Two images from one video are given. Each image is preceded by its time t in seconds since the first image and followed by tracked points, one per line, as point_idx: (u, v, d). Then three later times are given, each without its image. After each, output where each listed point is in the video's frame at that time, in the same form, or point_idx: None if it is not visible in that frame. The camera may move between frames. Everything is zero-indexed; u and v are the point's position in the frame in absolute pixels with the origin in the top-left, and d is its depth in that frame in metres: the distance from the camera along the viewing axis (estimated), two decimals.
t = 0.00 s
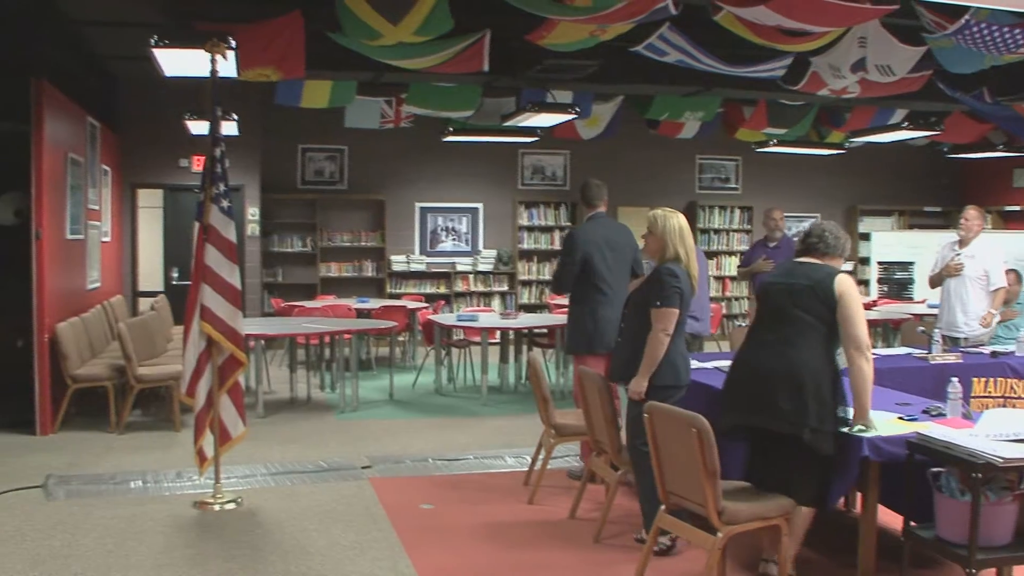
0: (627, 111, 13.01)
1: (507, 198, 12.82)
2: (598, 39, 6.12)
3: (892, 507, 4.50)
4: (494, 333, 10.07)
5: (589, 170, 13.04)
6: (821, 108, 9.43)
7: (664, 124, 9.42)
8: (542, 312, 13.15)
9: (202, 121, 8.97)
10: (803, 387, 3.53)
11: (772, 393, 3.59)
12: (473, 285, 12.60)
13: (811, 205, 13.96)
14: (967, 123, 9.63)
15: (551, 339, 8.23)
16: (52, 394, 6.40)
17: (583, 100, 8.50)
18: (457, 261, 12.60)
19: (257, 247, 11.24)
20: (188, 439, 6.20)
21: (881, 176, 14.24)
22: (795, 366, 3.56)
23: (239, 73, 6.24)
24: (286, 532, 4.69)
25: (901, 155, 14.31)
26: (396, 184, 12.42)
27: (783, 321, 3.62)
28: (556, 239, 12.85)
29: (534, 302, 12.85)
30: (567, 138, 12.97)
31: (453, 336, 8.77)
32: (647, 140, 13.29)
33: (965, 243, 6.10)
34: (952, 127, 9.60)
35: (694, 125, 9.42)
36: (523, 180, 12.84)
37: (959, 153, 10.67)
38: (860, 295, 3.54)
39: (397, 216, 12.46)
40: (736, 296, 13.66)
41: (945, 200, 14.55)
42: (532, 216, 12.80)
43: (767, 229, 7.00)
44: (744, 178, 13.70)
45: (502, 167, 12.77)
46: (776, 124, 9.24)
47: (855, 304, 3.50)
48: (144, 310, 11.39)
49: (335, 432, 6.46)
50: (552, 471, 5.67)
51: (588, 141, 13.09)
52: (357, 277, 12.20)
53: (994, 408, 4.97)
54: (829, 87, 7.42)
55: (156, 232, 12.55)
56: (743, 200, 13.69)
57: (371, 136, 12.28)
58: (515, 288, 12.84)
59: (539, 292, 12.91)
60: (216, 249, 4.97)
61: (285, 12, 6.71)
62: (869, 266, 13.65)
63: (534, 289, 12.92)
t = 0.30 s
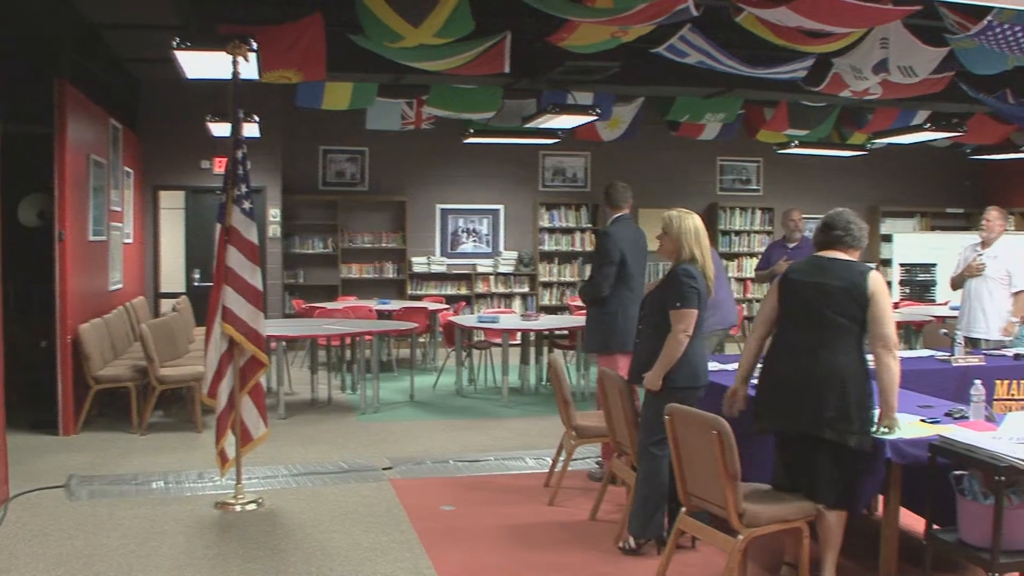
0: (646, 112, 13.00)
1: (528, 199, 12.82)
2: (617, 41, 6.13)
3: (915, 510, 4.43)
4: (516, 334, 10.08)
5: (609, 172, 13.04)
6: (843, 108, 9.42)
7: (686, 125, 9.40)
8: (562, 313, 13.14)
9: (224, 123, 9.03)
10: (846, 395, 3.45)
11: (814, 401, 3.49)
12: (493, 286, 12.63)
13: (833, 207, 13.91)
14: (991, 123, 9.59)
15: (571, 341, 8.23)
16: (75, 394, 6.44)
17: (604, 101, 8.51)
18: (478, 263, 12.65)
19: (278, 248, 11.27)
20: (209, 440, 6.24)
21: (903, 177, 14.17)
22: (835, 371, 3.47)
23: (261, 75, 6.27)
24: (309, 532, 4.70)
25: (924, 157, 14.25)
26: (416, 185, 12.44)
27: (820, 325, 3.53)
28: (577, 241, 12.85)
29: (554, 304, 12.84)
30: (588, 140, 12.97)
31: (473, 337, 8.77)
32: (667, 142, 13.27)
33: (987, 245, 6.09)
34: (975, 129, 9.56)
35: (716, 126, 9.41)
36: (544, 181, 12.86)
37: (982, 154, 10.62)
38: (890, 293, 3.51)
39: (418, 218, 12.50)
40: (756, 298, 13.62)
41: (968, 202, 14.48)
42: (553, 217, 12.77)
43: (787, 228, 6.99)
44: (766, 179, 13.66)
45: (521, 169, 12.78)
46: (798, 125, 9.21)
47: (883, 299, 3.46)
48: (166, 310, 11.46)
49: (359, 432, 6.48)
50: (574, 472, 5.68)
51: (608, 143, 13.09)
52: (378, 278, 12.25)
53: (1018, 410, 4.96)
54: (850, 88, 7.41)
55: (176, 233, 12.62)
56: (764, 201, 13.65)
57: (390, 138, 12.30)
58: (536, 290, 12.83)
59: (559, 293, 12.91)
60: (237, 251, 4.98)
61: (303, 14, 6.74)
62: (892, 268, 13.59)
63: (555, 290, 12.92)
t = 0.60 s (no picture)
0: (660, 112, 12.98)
1: (543, 200, 12.82)
2: (631, 41, 6.13)
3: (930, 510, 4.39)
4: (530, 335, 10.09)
5: (623, 171, 13.03)
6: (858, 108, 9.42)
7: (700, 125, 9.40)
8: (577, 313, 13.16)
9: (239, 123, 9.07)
10: (881, 396, 3.46)
11: (852, 404, 3.45)
12: (508, 286, 12.65)
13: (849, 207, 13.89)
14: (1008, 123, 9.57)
15: (585, 341, 8.27)
16: (90, 394, 6.46)
17: (619, 99, 8.56)
18: (493, 262, 12.67)
19: (293, 248, 11.31)
20: (223, 440, 6.25)
21: (919, 177, 14.14)
22: (870, 372, 3.47)
23: (276, 75, 6.29)
24: (323, 532, 4.70)
25: (940, 156, 14.21)
26: (430, 185, 12.45)
27: (852, 327, 3.50)
28: (592, 241, 12.87)
29: (569, 303, 12.86)
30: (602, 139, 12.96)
31: (486, 337, 8.77)
32: (682, 142, 13.26)
33: (1002, 245, 6.09)
34: (991, 128, 9.54)
35: (731, 126, 9.41)
36: (559, 181, 12.85)
37: (998, 154, 10.59)
38: (912, 290, 3.59)
39: (432, 218, 12.52)
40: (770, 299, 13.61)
41: (985, 201, 14.43)
42: (567, 217, 12.80)
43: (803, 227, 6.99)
44: (780, 178, 13.62)
45: (535, 169, 12.77)
46: (813, 125, 9.20)
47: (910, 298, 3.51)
48: (181, 310, 11.50)
49: (375, 433, 6.49)
50: (589, 473, 5.67)
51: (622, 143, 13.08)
52: (392, 278, 12.28)
53: None
54: (865, 87, 7.41)
55: (190, 233, 12.67)
56: (779, 201, 13.64)
57: (403, 137, 12.31)
58: (551, 290, 12.86)
59: (574, 293, 12.93)
60: (252, 251, 4.99)
61: (316, 13, 6.76)
62: (908, 268, 13.56)
63: (569, 290, 12.94)
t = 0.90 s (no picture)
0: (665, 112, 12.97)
1: (548, 199, 12.82)
2: (636, 40, 6.13)
3: (936, 511, 4.37)
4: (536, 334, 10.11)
5: (628, 170, 13.03)
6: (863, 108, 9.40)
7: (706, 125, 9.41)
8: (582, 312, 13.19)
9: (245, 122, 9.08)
10: (896, 394, 3.49)
11: (874, 405, 3.44)
12: (513, 285, 12.67)
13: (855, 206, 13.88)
14: (1015, 122, 9.56)
15: (591, 341, 8.26)
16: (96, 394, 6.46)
17: (624, 99, 8.60)
18: (499, 262, 12.67)
19: (299, 247, 11.33)
20: (230, 439, 6.26)
21: (926, 176, 14.12)
22: (885, 371, 3.49)
23: (280, 74, 6.29)
24: (328, 532, 4.70)
25: (947, 155, 14.19)
26: (435, 184, 12.46)
27: (864, 326, 3.49)
28: (597, 240, 12.88)
29: (574, 303, 12.90)
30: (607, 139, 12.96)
31: (493, 336, 8.79)
32: (687, 141, 13.25)
33: (1007, 245, 6.11)
34: (998, 126, 9.53)
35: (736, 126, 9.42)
36: (564, 180, 12.85)
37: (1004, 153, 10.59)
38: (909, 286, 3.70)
39: (437, 217, 12.53)
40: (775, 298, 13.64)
41: (991, 200, 14.41)
42: (573, 216, 12.83)
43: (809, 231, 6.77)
44: (786, 178, 13.61)
45: (540, 168, 12.76)
46: (818, 125, 9.20)
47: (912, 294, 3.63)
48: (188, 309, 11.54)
49: (382, 432, 6.49)
50: (595, 472, 5.67)
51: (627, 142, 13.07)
52: (398, 278, 12.29)
53: None
54: (871, 87, 7.41)
55: (196, 233, 12.69)
56: (785, 200, 13.63)
57: (408, 137, 12.31)
58: (556, 289, 12.89)
59: (579, 293, 12.97)
60: (258, 250, 5.00)
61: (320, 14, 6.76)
62: (913, 267, 13.56)
63: (575, 289, 12.97)
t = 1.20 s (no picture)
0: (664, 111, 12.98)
1: (547, 199, 12.83)
2: (635, 40, 6.13)
3: (935, 510, 4.37)
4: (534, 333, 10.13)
5: (627, 170, 13.03)
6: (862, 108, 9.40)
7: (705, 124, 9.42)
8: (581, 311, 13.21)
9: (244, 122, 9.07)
10: (897, 392, 3.50)
11: (879, 405, 3.45)
12: (512, 284, 12.68)
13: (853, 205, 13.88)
14: (1014, 121, 9.56)
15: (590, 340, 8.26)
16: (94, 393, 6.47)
17: (623, 99, 8.58)
18: (497, 261, 12.67)
19: (298, 247, 11.35)
20: (228, 438, 6.27)
21: (924, 175, 14.13)
22: (886, 369, 3.50)
23: (280, 74, 6.29)
24: (327, 531, 4.69)
25: (945, 154, 14.19)
26: (434, 184, 12.46)
27: (864, 325, 3.50)
28: (596, 239, 12.89)
29: (573, 302, 12.93)
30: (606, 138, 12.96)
31: (491, 335, 8.80)
32: (686, 140, 13.25)
33: (1006, 244, 6.10)
34: (997, 126, 9.55)
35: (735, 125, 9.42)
36: (563, 180, 12.85)
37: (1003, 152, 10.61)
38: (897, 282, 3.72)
39: (436, 217, 12.53)
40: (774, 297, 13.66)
41: (990, 199, 14.42)
42: (572, 215, 12.84)
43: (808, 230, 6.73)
44: (785, 177, 13.62)
45: (539, 168, 12.76)
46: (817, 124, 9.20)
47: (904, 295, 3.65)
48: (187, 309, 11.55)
49: (379, 431, 6.50)
50: (593, 471, 5.67)
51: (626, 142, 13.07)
52: (397, 277, 12.30)
53: None
54: (870, 87, 7.44)
55: (194, 232, 12.69)
56: (783, 199, 13.64)
57: (408, 136, 12.31)
58: (555, 288, 12.91)
59: (578, 292, 12.99)
60: (257, 249, 5.00)
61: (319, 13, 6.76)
62: (912, 266, 13.58)
63: (573, 288, 12.99)
